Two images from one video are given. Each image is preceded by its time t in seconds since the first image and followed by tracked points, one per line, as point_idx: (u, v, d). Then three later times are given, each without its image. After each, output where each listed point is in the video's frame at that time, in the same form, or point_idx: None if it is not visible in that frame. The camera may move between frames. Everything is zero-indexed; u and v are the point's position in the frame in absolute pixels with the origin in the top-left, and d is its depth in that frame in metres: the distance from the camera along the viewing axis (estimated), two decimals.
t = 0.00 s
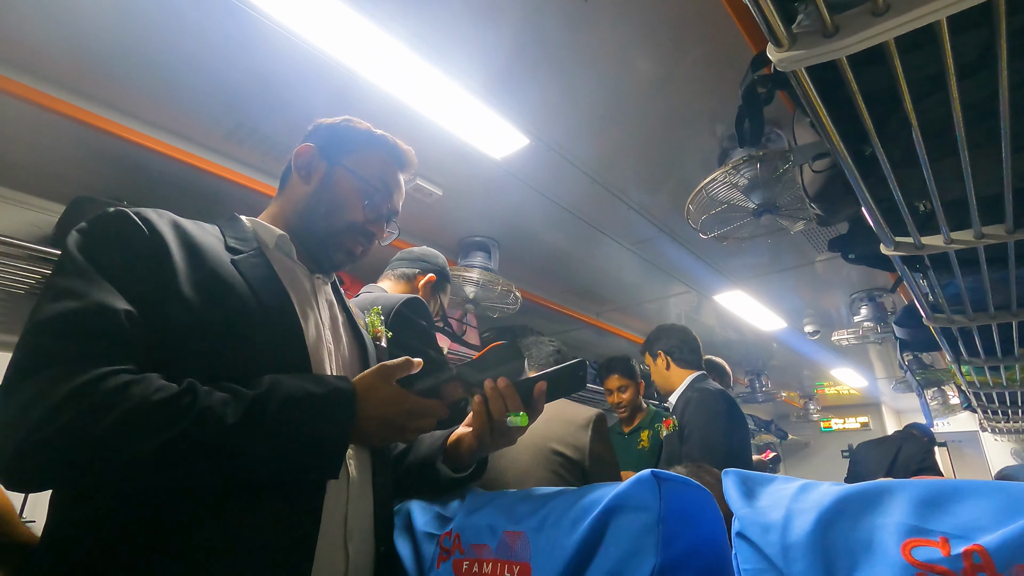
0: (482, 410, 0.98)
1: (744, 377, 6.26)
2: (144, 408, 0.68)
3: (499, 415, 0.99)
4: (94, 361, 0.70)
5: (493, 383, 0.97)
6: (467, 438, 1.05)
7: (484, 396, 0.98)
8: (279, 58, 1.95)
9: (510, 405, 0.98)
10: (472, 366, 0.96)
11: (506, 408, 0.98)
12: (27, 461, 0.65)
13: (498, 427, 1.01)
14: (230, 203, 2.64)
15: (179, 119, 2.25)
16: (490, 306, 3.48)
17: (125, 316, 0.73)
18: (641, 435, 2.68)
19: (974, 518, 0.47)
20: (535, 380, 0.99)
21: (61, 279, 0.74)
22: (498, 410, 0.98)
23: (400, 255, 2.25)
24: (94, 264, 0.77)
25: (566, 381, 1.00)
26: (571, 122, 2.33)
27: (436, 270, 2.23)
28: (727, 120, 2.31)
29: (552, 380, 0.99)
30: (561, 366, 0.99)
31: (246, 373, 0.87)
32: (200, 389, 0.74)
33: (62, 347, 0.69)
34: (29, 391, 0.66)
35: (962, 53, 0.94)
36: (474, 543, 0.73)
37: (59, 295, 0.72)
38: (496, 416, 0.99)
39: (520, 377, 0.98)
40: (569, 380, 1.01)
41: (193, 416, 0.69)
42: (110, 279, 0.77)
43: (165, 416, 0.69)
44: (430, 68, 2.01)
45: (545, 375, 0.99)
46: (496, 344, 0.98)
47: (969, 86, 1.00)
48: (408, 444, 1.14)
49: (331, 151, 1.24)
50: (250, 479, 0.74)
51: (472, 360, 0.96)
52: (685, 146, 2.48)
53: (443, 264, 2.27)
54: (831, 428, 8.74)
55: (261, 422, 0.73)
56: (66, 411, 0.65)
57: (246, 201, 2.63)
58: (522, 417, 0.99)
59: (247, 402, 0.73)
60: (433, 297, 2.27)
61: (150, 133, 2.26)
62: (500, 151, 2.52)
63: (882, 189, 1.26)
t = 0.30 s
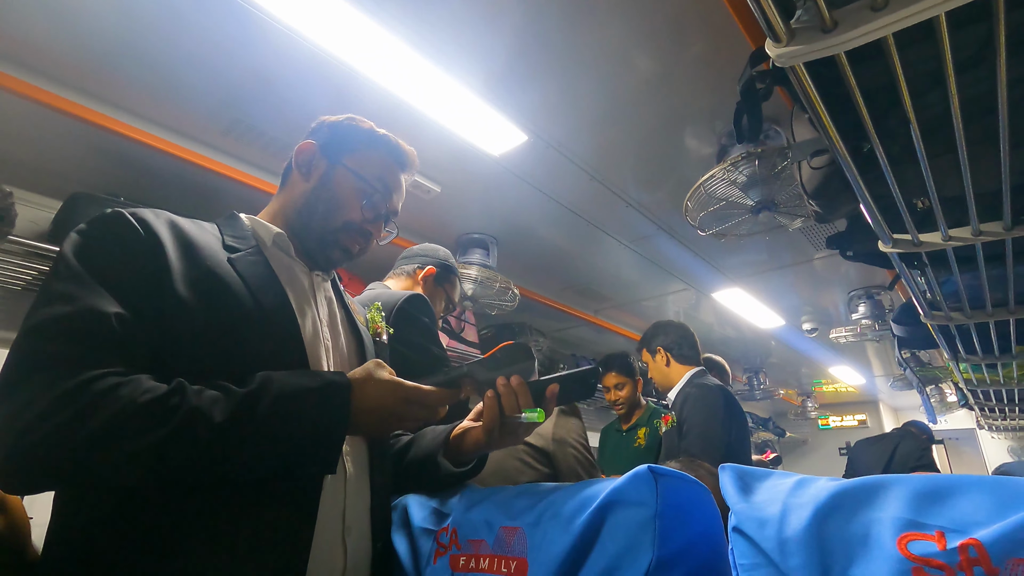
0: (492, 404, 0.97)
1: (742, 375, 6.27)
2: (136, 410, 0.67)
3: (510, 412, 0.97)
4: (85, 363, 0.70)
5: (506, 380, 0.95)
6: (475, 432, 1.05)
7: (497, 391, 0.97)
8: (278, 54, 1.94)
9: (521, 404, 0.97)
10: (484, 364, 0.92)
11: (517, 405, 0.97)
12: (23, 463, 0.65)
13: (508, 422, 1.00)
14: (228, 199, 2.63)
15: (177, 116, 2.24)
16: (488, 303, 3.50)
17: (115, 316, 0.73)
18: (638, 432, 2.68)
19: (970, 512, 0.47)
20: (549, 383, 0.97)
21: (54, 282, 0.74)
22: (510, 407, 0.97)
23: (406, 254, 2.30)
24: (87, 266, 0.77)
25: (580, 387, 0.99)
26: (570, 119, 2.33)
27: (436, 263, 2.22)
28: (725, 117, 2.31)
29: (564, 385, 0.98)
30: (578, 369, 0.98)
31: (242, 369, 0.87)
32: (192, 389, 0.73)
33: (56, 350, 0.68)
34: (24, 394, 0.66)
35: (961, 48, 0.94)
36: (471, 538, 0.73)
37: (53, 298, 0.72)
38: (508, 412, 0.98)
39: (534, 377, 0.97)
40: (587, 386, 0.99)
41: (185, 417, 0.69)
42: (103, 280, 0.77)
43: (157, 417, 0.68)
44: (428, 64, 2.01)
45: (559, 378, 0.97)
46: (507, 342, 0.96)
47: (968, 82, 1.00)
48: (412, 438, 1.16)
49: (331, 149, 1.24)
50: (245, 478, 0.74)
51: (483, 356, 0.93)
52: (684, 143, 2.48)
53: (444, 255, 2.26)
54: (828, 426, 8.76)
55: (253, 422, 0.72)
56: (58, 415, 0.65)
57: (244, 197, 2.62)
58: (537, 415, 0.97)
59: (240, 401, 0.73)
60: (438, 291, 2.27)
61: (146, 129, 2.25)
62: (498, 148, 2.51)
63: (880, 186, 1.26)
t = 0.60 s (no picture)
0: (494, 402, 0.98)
1: (740, 373, 6.28)
2: (135, 410, 0.67)
3: (513, 409, 0.98)
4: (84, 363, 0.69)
5: (507, 378, 0.98)
6: (476, 430, 1.05)
7: (498, 389, 0.99)
8: (276, 50, 1.94)
9: (524, 401, 0.98)
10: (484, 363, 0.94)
11: (519, 403, 0.98)
12: (20, 464, 0.64)
13: (509, 420, 1.00)
14: (226, 196, 2.63)
15: (176, 113, 2.24)
16: (485, 301, 3.56)
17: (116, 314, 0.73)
18: (638, 430, 2.68)
19: (969, 505, 0.47)
20: (549, 381, 1.00)
21: (54, 282, 0.74)
22: (512, 404, 0.98)
23: (418, 252, 2.31)
24: (87, 265, 0.77)
25: (577, 385, 1.02)
26: (569, 116, 2.32)
27: (446, 257, 2.21)
28: (724, 114, 2.31)
29: (563, 385, 1.01)
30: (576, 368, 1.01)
31: (242, 363, 0.87)
32: (192, 389, 0.73)
33: (55, 350, 0.68)
34: (23, 394, 0.66)
35: (960, 44, 0.94)
36: (469, 533, 0.73)
37: (52, 298, 0.72)
38: (508, 410, 0.98)
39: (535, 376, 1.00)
40: (583, 386, 1.02)
41: (184, 417, 0.69)
42: (103, 279, 0.77)
43: (157, 417, 0.68)
44: (426, 60, 2.00)
45: (558, 375, 1.00)
46: (507, 342, 1.00)
47: (967, 78, 1.00)
48: (412, 434, 1.16)
49: (332, 145, 1.23)
50: (245, 477, 0.73)
51: (483, 357, 0.97)
52: (684, 140, 2.48)
53: (455, 249, 2.26)
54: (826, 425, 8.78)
55: (253, 422, 0.72)
56: (58, 415, 0.65)
57: (242, 194, 2.62)
58: (538, 415, 0.95)
59: (240, 400, 0.73)
60: (451, 285, 2.24)
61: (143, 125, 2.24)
62: (496, 145, 2.51)
63: (879, 182, 1.26)
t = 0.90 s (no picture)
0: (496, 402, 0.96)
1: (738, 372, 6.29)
2: (137, 413, 0.67)
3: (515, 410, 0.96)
4: (84, 363, 0.69)
5: (509, 378, 0.96)
6: (478, 430, 1.04)
7: (500, 389, 0.97)
8: (274, 49, 1.94)
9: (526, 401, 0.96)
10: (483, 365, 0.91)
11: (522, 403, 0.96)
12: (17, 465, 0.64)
13: (511, 421, 0.99)
14: (225, 195, 2.63)
15: (174, 112, 2.23)
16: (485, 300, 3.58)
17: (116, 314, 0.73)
18: (638, 429, 2.71)
19: (963, 505, 0.48)
20: (552, 380, 0.99)
21: (54, 283, 0.74)
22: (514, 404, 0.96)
23: (435, 248, 2.32)
24: (88, 264, 0.77)
25: (581, 384, 1.01)
26: (567, 115, 2.32)
27: (464, 250, 2.21)
28: (723, 114, 2.31)
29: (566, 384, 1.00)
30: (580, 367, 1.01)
31: (241, 362, 0.86)
32: (193, 392, 0.73)
33: (56, 350, 0.68)
34: (21, 394, 0.66)
35: (957, 45, 0.94)
36: (467, 533, 0.73)
37: (53, 299, 0.72)
38: (510, 411, 0.96)
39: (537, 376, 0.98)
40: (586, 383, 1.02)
41: (185, 421, 0.69)
42: (104, 279, 0.76)
43: (158, 419, 0.68)
44: (424, 60, 2.00)
45: (560, 375, 0.99)
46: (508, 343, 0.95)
47: (964, 79, 1.00)
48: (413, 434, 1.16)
49: (332, 139, 1.22)
50: (245, 480, 0.73)
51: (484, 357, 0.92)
52: (682, 139, 2.48)
53: (471, 241, 2.24)
54: (824, 424, 8.79)
55: (255, 425, 0.72)
56: (57, 417, 0.65)
57: (241, 193, 2.61)
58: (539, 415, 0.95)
59: (242, 405, 0.73)
60: (472, 278, 2.24)
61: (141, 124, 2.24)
62: (495, 144, 2.51)
63: (876, 183, 1.26)
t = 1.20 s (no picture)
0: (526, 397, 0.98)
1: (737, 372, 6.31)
2: (138, 417, 0.67)
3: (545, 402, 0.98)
4: (88, 365, 0.69)
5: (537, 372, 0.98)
6: (511, 425, 1.05)
7: (530, 385, 0.99)
8: (273, 48, 1.94)
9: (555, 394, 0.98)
10: (480, 372, 0.91)
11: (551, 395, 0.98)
12: (19, 465, 0.64)
13: (542, 415, 1.01)
14: (225, 195, 2.63)
15: (172, 111, 2.23)
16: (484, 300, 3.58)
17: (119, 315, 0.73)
18: (638, 429, 2.72)
19: (962, 504, 0.48)
20: (580, 371, 0.99)
21: (58, 281, 0.74)
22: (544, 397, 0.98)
23: (448, 239, 2.29)
24: (92, 264, 0.77)
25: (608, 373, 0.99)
26: (567, 115, 2.32)
27: (480, 242, 2.20)
28: (722, 113, 2.31)
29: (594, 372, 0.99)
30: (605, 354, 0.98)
31: (243, 362, 0.86)
32: (196, 395, 0.73)
33: (58, 351, 0.68)
34: (22, 395, 0.65)
35: (957, 44, 0.94)
36: (467, 532, 0.74)
37: (55, 298, 0.71)
38: (541, 405, 0.99)
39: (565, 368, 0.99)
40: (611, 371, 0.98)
41: (186, 426, 0.69)
42: (107, 279, 0.76)
43: (160, 422, 0.68)
44: (423, 60, 2.00)
45: (588, 364, 0.99)
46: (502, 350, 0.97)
47: (964, 77, 1.00)
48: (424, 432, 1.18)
49: (337, 138, 1.22)
50: (245, 485, 0.73)
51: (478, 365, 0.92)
52: (682, 139, 2.48)
53: (488, 230, 2.24)
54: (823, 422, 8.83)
55: (257, 430, 0.72)
56: (57, 419, 0.64)
57: (240, 193, 2.61)
58: (567, 409, 0.98)
59: (244, 410, 0.73)
60: (492, 269, 2.23)
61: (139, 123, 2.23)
62: (495, 144, 2.51)
63: (877, 182, 1.27)
